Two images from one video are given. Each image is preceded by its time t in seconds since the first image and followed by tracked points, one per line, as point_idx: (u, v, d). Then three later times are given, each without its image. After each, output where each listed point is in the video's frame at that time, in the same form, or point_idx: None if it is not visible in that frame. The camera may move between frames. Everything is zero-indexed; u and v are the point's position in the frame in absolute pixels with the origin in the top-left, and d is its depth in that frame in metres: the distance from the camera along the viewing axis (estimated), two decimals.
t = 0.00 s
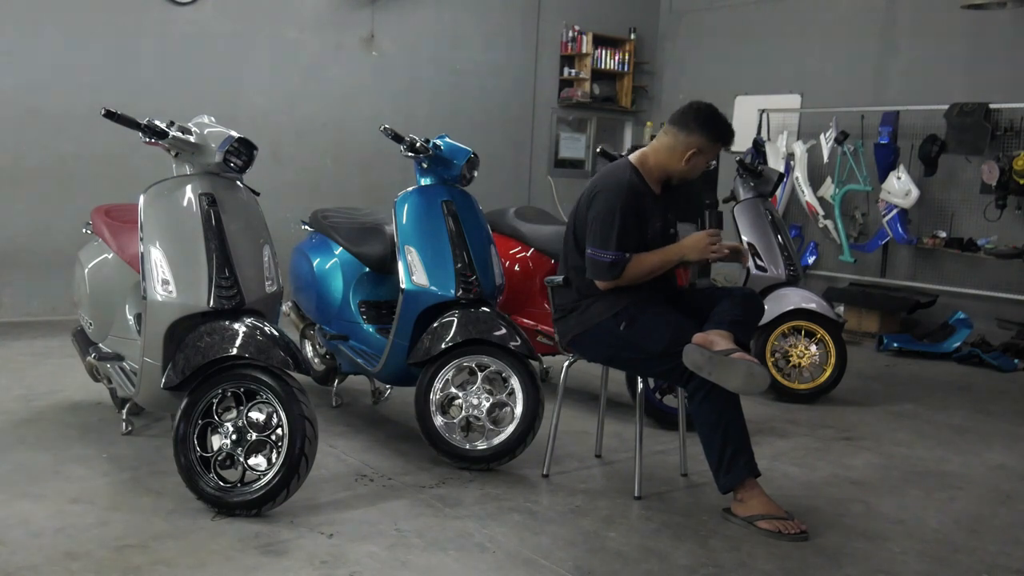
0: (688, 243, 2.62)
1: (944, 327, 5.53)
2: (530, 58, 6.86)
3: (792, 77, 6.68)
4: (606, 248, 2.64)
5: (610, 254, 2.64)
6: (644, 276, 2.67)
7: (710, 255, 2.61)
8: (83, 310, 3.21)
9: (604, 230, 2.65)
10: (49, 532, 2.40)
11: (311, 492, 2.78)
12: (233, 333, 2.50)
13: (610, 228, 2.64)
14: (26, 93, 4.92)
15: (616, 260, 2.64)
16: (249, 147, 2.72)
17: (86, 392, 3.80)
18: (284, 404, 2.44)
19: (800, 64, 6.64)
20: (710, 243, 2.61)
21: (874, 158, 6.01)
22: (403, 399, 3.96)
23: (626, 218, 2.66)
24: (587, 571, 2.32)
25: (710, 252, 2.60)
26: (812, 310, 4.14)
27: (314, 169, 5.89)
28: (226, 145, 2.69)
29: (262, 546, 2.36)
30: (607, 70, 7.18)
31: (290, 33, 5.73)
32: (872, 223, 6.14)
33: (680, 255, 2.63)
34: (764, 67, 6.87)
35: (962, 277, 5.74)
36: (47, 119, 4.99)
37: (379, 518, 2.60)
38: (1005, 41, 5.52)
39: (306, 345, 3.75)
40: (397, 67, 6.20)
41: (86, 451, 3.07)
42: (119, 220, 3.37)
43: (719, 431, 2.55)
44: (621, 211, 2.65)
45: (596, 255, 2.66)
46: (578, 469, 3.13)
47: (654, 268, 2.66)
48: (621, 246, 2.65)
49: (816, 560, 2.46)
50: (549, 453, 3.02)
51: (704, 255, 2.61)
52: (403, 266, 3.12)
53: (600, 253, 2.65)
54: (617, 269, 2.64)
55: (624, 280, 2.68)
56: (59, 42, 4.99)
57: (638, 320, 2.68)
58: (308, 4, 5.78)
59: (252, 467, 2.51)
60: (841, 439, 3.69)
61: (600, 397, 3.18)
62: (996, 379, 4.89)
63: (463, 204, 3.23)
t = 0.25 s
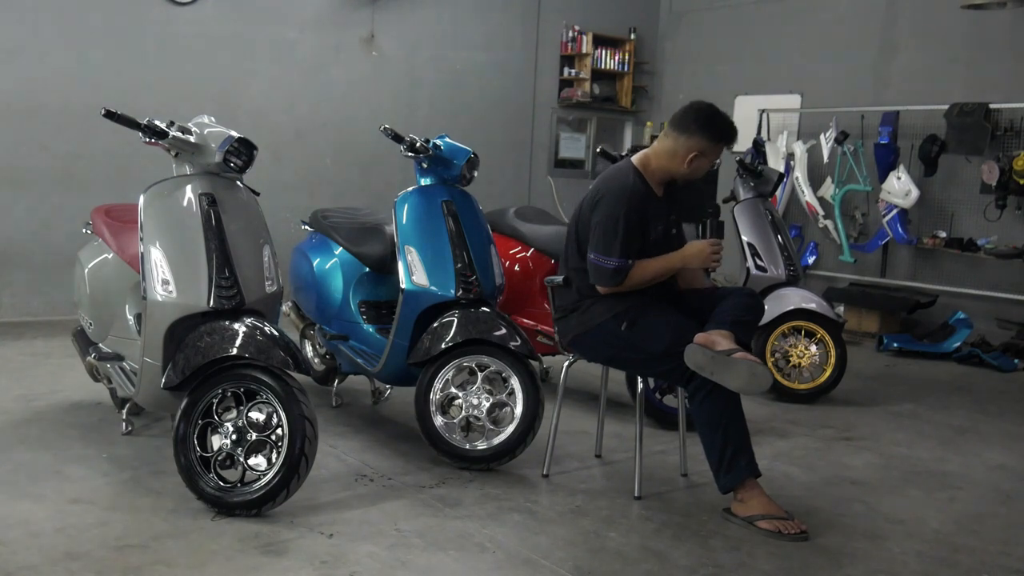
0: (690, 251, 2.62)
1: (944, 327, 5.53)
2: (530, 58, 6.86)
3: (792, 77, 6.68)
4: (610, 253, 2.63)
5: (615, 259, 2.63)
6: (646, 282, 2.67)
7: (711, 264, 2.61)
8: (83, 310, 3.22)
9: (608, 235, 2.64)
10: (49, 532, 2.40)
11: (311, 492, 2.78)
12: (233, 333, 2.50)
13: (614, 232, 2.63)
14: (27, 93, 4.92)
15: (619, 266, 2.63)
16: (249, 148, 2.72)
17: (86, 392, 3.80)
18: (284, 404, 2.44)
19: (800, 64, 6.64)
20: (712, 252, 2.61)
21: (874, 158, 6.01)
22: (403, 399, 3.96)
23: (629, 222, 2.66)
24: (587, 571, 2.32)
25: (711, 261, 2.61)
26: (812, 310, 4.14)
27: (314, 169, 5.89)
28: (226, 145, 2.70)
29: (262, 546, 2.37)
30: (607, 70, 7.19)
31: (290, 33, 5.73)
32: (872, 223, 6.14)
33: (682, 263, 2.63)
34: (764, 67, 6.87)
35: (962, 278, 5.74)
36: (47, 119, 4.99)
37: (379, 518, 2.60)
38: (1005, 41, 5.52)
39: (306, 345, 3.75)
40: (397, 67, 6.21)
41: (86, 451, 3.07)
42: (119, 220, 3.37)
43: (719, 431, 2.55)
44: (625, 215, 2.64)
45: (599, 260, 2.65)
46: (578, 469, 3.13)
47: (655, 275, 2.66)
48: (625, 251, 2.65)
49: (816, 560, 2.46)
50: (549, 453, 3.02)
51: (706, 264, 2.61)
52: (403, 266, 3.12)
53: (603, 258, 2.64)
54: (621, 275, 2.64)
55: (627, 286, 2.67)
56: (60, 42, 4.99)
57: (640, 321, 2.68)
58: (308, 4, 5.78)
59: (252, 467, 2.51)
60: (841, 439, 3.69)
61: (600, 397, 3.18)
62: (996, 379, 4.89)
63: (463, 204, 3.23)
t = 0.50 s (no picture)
0: (686, 251, 2.60)
1: (944, 327, 5.53)
2: (530, 58, 6.86)
3: (792, 77, 6.68)
4: (604, 249, 2.64)
5: (608, 254, 2.64)
6: (641, 280, 2.67)
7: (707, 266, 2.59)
8: (83, 310, 3.22)
9: (603, 230, 2.65)
10: (49, 531, 2.40)
11: (311, 492, 2.78)
12: (233, 333, 2.50)
13: (608, 228, 2.64)
14: (27, 93, 4.92)
15: (612, 262, 2.64)
16: (249, 148, 2.73)
17: (86, 392, 3.80)
18: (284, 404, 2.44)
19: (800, 64, 6.64)
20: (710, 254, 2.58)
21: (874, 157, 6.01)
22: (403, 399, 3.96)
23: (626, 220, 2.66)
24: (587, 571, 2.32)
25: (706, 263, 2.58)
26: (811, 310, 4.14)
27: (313, 169, 5.89)
28: (226, 145, 2.70)
29: (262, 546, 2.37)
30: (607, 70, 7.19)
31: (290, 33, 5.73)
32: (872, 223, 6.14)
33: (678, 263, 2.61)
34: (764, 67, 6.87)
35: (962, 278, 5.74)
36: (47, 119, 4.99)
37: (379, 518, 2.60)
38: (1005, 41, 5.52)
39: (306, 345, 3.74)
40: (397, 67, 6.20)
41: (86, 451, 3.07)
42: (119, 220, 3.37)
43: (719, 432, 2.55)
44: (621, 212, 2.65)
45: (593, 257, 2.66)
46: (578, 469, 3.13)
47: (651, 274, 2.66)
48: (619, 247, 2.65)
49: (816, 560, 2.46)
50: (549, 453, 3.02)
51: (701, 265, 2.59)
52: (403, 266, 3.12)
53: (598, 255, 2.65)
54: (614, 272, 2.65)
55: (620, 283, 2.68)
56: (59, 42, 4.99)
57: (640, 320, 2.68)
58: (308, 4, 5.78)
59: (252, 467, 2.51)
60: (841, 439, 3.69)
61: (600, 397, 3.18)
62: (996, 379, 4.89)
63: (463, 204, 3.23)
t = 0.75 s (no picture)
0: (682, 249, 2.54)
1: (944, 327, 5.53)
2: (530, 58, 6.86)
3: (792, 77, 6.68)
4: (595, 243, 2.65)
5: (597, 248, 2.66)
6: (631, 276, 2.67)
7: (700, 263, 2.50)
8: (83, 310, 3.22)
9: (593, 225, 2.66)
10: (49, 531, 2.40)
11: (310, 492, 2.78)
12: (233, 333, 2.50)
13: (597, 223, 2.65)
14: (27, 93, 4.92)
15: (599, 255, 2.66)
16: (249, 148, 2.73)
17: (86, 392, 3.80)
18: (284, 404, 2.44)
19: (800, 64, 6.64)
20: (705, 253, 2.49)
21: (874, 157, 6.01)
22: (403, 399, 3.96)
23: (619, 216, 2.66)
24: (587, 571, 2.32)
25: (696, 260, 2.51)
26: (811, 310, 4.17)
27: (313, 169, 5.89)
28: (226, 145, 2.70)
29: (261, 546, 2.37)
30: (607, 70, 7.19)
31: (290, 33, 5.73)
32: (872, 223, 6.14)
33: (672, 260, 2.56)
34: (764, 67, 6.87)
35: (962, 277, 5.74)
36: (47, 119, 4.99)
37: (379, 518, 2.60)
38: (1005, 41, 5.52)
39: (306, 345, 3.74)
40: (397, 68, 6.20)
41: (86, 451, 3.07)
42: (119, 220, 3.37)
43: (717, 434, 2.57)
44: (612, 207, 2.65)
45: (585, 250, 2.68)
46: (578, 469, 3.13)
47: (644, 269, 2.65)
48: (608, 241, 2.66)
49: (815, 560, 2.46)
50: (549, 453, 3.03)
51: (692, 263, 2.53)
52: (403, 265, 3.12)
53: (589, 248, 2.67)
54: (604, 264, 2.66)
55: (610, 276, 2.70)
56: (59, 42, 4.99)
57: (641, 318, 2.67)
58: (308, 4, 5.78)
59: (252, 467, 2.51)
60: (841, 439, 3.69)
61: (600, 397, 3.18)
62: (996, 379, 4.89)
63: (463, 204, 3.23)
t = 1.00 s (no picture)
0: (663, 252, 2.56)
1: (944, 327, 5.53)
2: (530, 58, 6.86)
3: (792, 77, 6.68)
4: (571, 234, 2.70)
5: (577, 240, 2.70)
6: (610, 271, 2.69)
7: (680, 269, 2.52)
8: (83, 310, 3.22)
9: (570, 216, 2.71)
10: (49, 531, 2.40)
11: (310, 492, 2.78)
12: (233, 333, 2.50)
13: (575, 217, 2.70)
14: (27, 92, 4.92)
15: (577, 246, 2.69)
16: (249, 147, 2.73)
17: (86, 392, 3.80)
18: (284, 404, 2.44)
19: (800, 64, 6.64)
20: (685, 261, 2.51)
21: (874, 157, 6.01)
22: (403, 399, 3.96)
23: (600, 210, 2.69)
24: (587, 571, 2.32)
25: (673, 263, 2.53)
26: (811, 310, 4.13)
27: (313, 169, 5.89)
28: (226, 145, 2.70)
29: (262, 546, 2.37)
30: (607, 70, 7.18)
31: (290, 33, 5.73)
32: (872, 223, 6.14)
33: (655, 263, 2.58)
34: (764, 67, 6.86)
35: (962, 278, 5.74)
36: (47, 119, 4.99)
37: (379, 518, 2.60)
38: (1005, 41, 5.52)
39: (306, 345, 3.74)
40: (397, 67, 6.20)
41: (86, 451, 3.07)
42: (119, 220, 3.37)
43: (716, 431, 2.51)
44: (590, 200, 2.68)
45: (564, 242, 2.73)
46: (578, 469, 3.13)
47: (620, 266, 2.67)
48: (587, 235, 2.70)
49: (815, 560, 2.46)
50: (549, 453, 3.03)
51: (669, 265, 2.55)
52: (403, 265, 3.12)
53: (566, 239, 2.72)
54: (581, 255, 2.70)
55: (591, 271, 2.71)
56: (59, 42, 4.99)
57: (636, 319, 2.68)
58: (308, 4, 5.77)
59: (252, 467, 2.51)
60: (841, 439, 3.69)
61: (600, 397, 3.18)
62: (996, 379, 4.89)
63: (463, 204, 3.23)
